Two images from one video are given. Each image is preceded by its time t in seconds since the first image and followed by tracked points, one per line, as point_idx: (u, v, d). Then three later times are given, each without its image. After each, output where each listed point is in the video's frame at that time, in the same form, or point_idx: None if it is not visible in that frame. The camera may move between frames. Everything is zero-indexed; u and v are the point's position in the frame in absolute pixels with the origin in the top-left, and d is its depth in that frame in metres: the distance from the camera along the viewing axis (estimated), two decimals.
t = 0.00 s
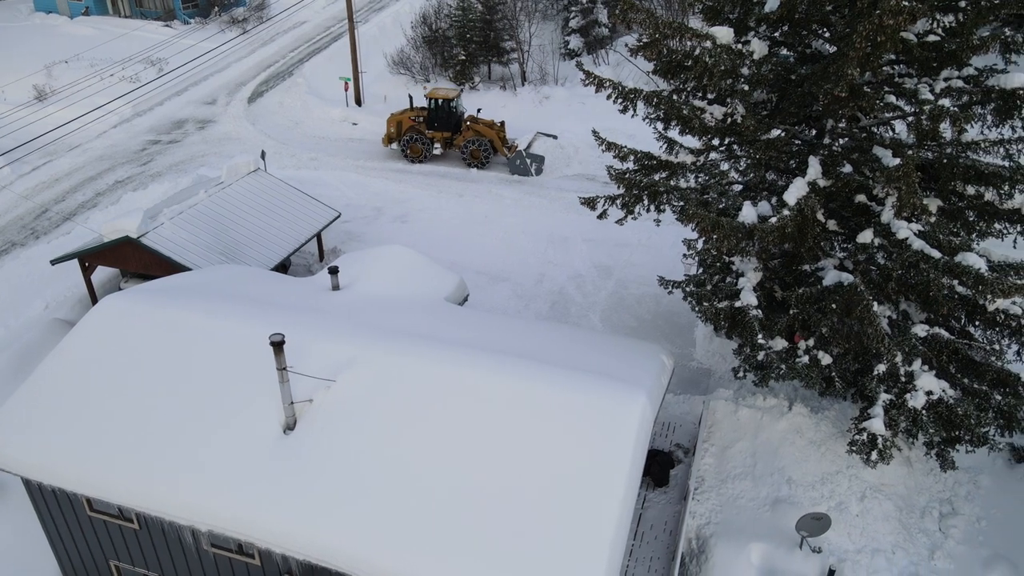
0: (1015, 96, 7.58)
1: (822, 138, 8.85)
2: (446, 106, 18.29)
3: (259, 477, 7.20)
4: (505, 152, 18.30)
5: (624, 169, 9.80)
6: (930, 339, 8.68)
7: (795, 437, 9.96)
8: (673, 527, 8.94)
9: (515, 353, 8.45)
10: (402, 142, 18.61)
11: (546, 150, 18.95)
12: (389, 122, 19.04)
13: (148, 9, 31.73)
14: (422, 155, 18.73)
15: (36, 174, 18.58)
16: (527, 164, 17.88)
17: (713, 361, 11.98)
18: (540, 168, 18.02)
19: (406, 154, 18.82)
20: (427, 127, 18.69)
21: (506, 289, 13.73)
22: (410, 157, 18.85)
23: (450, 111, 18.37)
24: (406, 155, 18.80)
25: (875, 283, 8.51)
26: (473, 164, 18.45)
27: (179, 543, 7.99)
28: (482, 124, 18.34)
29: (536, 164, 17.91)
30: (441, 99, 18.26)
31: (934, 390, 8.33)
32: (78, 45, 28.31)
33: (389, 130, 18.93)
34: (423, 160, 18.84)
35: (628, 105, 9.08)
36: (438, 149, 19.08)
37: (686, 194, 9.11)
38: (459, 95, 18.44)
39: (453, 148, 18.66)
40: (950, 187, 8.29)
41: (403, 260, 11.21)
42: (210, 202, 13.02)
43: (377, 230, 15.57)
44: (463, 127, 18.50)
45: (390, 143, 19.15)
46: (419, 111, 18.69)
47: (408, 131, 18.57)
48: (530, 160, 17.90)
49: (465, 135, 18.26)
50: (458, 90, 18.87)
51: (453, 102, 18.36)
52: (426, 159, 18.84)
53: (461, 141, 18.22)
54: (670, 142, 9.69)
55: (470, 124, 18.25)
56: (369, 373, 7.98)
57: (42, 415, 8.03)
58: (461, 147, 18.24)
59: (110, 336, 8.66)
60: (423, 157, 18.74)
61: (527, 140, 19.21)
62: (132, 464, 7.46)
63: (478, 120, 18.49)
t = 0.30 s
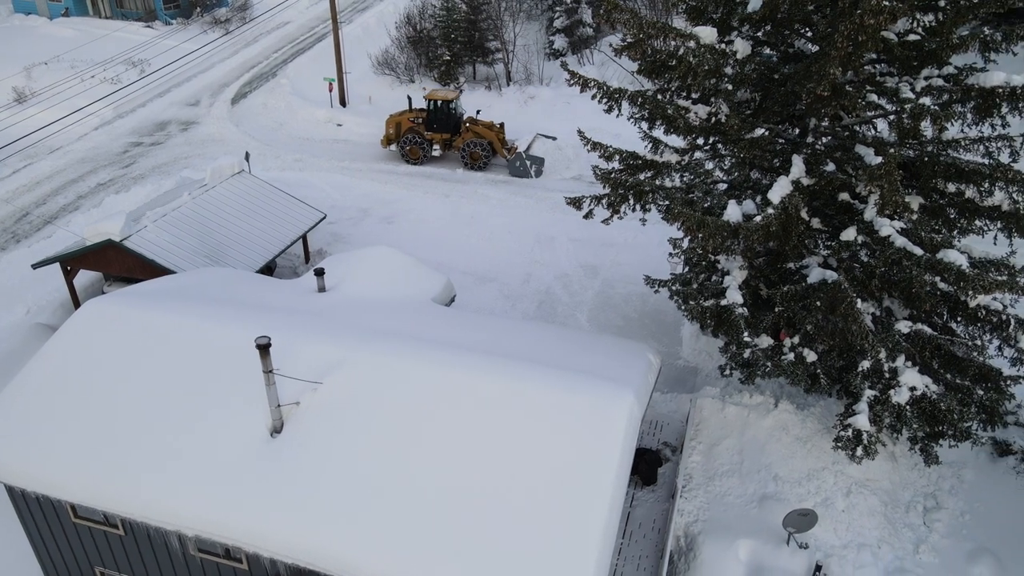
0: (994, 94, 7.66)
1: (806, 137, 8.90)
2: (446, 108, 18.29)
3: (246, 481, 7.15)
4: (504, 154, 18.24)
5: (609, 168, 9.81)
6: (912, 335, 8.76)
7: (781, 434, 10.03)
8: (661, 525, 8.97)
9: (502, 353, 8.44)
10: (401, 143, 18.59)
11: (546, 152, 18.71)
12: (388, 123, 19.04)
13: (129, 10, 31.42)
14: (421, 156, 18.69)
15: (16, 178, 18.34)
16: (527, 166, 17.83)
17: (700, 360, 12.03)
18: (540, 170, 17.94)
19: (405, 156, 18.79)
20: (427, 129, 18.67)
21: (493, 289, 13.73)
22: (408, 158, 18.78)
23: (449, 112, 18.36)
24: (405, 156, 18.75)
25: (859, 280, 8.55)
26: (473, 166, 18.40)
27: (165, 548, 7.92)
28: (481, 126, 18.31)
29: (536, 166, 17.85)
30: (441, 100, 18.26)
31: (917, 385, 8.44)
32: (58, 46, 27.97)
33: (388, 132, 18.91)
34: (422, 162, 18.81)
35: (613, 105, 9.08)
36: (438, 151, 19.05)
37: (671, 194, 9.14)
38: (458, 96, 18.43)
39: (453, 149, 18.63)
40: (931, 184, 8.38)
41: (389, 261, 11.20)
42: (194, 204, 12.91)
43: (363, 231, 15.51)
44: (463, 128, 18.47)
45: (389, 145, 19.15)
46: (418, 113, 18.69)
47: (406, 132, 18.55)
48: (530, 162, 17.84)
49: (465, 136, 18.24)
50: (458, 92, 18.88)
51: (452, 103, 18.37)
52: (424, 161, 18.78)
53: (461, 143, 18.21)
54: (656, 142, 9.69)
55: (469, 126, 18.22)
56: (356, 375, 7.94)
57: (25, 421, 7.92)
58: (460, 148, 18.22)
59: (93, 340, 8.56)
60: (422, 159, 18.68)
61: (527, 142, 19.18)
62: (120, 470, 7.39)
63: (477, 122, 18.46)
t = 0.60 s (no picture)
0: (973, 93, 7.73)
1: (789, 136, 8.95)
2: (445, 110, 18.15)
3: (234, 486, 7.09)
4: (504, 156, 18.15)
5: (594, 169, 9.83)
6: (896, 332, 8.86)
7: (768, 431, 10.09)
8: (650, 523, 8.99)
9: (490, 354, 8.43)
10: (400, 145, 18.51)
11: (536, 152, 18.72)
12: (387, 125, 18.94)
13: (110, 11, 31.09)
14: (420, 158, 18.59)
15: None
16: (527, 168, 17.72)
17: (686, 358, 12.07)
18: (540, 171, 17.83)
19: (404, 158, 18.70)
20: (427, 131, 18.53)
21: (481, 290, 13.72)
22: (407, 160, 18.69)
23: (449, 114, 18.19)
24: (405, 158, 18.67)
25: (843, 277, 8.62)
26: (473, 168, 18.31)
27: (151, 554, 7.84)
28: (481, 127, 18.15)
29: (536, 168, 17.74)
30: (440, 102, 18.14)
31: (901, 381, 8.50)
32: (37, 48, 27.62)
33: (388, 133, 18.81)
34: (421, 164, 18.71)
35: (598, 105, 9.10)
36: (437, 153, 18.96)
37: (656, 193, 9.17)
38: (458, 98, 18.29)
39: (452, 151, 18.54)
40: (914, 182, 8.46)
41: (377, 262, 11.18)
42: (178, 207, 12.81)
43: (348, 232, 15.45)
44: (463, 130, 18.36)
45: (388, 147, 19.05)
46: (418, 115, 18.55)
47: (406, 134, 18.46)
48: (530, 164, 17.73)
49: (465, 138, 18.11)
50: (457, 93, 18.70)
51: (451, 105, 18.21)
52: (423, 163, 18.67)
53: (460, 145, 18.13)
54: (641, 142, 9.71)
55: (469, 128, 18.11)
56: (344, 377, 7.91)
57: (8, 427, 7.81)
58: (460, 151, 18.15)
59: (78, 346, 8.46)
60: (421, 161, 18.58)
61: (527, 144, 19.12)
62: (108, 476, 7.31)
63: (477, 124, 18.35)
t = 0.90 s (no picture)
0: (954, 92, 7.81)
1: (773, 135, 9.00)
2: (445, 111, 18.06)
3: (221, 489, 7.04)
4: (504, 157, 18.06)
5: (580, 168, 9.83)
6: (879, 328, 8.90)
7: (754, 428, 10.17)
8: (639, 522, 9.01)
9: (478, 355, 8.43)
10: (400, 146, 18.37)
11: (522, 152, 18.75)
12: (387, 127, 18.83)
13: (90, 12, 30.76)
14: (420, 160, 18.46)
15: None
16: (527, 170, 17.64)
17: (673, 357, 12.11)
18: (540, 174, 17.73)
19: (404, 159, 18.57)
20: (427, 132, 18.43)
21: (468, 290, 13.70)
22: (406, 161, 18.56)
23: (449, 116, 18.11)
24: (405, 160, 18.55)
25: (827, 275, 8.68)
26: (473, 170, 18.20)
27: (137, 560, 7.76)
28: (482, 129, 18.11)
29: (536, 170, 17.65)
30: (440, 103, 18.03)
31: (886, 377, 8.52)
32: (16, 50, 27.27)
33: (388, 135, 18.72)
34: (421, 166, 18.59)
35: (583, 105, 9.11)
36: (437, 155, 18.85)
37: (642, 193, 9.22)
38: (458, 99, 18.19)
39: (452, 153, 18.43)
40: (896, 180, 8.52)
41: (362, 264, 11.09)
42: (161, 210, 12.70)
43: (334, 233, 15.38)
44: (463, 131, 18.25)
45: (387, 148, 18.93)
46: (418, 116, 18.44)
47: (406, 135, 18.36)
48: (531, 165, 17.64)
49: (465, 140, 18.04)
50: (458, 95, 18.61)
51: (452, 107, 18.12)
52: (422, 165, 18.53)
53: (461, 147, 18.03)
54: (626, 141, 9.68)
55: (470, 129, 18.02)
56: (332, 379, 7.87)
57: None
58: (460, 152, 18.05)
59: (62, 350, 8.37)
60: (421, 162, 18.45)
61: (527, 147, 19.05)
62: (97, 481, 7.23)
63: (477, 125, 18.27)
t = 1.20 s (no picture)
0: (934, 90, 7.89)
1: (757, 134, 9.05)
2: (444, 113, 17.91)
3: (207, 495, 6.97)
4: (505, 159, 17.95)
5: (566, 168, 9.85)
6: (864, 325, 8.95)
7: (741, 425, 10.23)
8: (627, 520, 9.03)
9: (466, 356, 8.41)
10: (400, 148, 18.26)
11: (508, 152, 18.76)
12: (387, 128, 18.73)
13: (70, 13, 30.42)
14: (420, 161, 18.36)
15: None
16: (528, 172, 17.53)
17: (661, 356, 12.14)
18: (542, 175, 17.65)
19: (404, 161, 18.47)
20: (426, 134, 18.30)
21: (455, 291, 13.68)
22: (406, 163, 18.49)
23: (449, 118, 17.97)
24: (404, 161, 18.47)
25: (812, 273, 8.72)
26: (474, 172, 18.11)
27: (123, 566, 7.69)
28: (482, 131, 18.00)
29: (537, 172, 17.56)
30: (440, 105, 17.89)
31: (870, 373, 8.62)
32: None
33: (388, 136, 18.64)
34: (421, 167, 18.48)
35: (568, 105, 9.11)
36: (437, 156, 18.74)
37: (629, 193, 9.27)
38: (458, 101, 18.06)
39: (452, 155, 18.32)
40: (878, 178, 8.56)
41: (348, 266, 11.05)
42: (144, 213, 12.58)
43: (320, 235, 15.32)
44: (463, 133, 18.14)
45: (387, 150, 18.82)
46: (418, 118, 18.32)
47: (406, 137, 18.25)
48: (532, 167, 17.53)
49: (464, 142, 17.95)
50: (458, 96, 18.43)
51: (451, 108, 17.96)
52: (422, 166, 18.42)
53: (461, 149, 17.93)
54: (612, 141, 9.73)
55: (470, 131, 17.90)
56: (319, 383, 7.82)
57: None
58: (460, 154, 17.95)
59: (44, 356, 8.27)
60: (421, 164, 18.37)
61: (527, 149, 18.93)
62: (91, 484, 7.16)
63: (477, 127, 18.15)
